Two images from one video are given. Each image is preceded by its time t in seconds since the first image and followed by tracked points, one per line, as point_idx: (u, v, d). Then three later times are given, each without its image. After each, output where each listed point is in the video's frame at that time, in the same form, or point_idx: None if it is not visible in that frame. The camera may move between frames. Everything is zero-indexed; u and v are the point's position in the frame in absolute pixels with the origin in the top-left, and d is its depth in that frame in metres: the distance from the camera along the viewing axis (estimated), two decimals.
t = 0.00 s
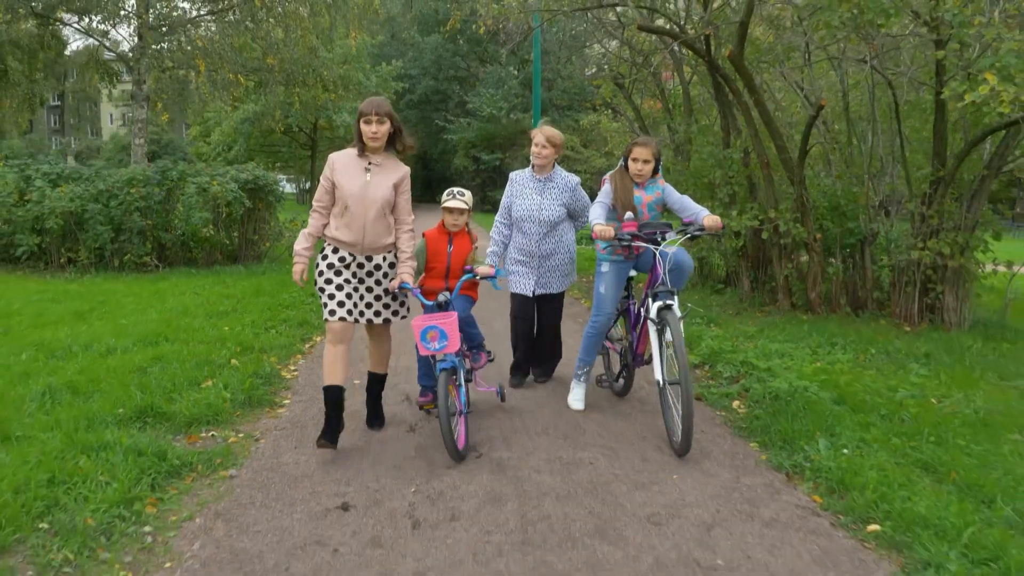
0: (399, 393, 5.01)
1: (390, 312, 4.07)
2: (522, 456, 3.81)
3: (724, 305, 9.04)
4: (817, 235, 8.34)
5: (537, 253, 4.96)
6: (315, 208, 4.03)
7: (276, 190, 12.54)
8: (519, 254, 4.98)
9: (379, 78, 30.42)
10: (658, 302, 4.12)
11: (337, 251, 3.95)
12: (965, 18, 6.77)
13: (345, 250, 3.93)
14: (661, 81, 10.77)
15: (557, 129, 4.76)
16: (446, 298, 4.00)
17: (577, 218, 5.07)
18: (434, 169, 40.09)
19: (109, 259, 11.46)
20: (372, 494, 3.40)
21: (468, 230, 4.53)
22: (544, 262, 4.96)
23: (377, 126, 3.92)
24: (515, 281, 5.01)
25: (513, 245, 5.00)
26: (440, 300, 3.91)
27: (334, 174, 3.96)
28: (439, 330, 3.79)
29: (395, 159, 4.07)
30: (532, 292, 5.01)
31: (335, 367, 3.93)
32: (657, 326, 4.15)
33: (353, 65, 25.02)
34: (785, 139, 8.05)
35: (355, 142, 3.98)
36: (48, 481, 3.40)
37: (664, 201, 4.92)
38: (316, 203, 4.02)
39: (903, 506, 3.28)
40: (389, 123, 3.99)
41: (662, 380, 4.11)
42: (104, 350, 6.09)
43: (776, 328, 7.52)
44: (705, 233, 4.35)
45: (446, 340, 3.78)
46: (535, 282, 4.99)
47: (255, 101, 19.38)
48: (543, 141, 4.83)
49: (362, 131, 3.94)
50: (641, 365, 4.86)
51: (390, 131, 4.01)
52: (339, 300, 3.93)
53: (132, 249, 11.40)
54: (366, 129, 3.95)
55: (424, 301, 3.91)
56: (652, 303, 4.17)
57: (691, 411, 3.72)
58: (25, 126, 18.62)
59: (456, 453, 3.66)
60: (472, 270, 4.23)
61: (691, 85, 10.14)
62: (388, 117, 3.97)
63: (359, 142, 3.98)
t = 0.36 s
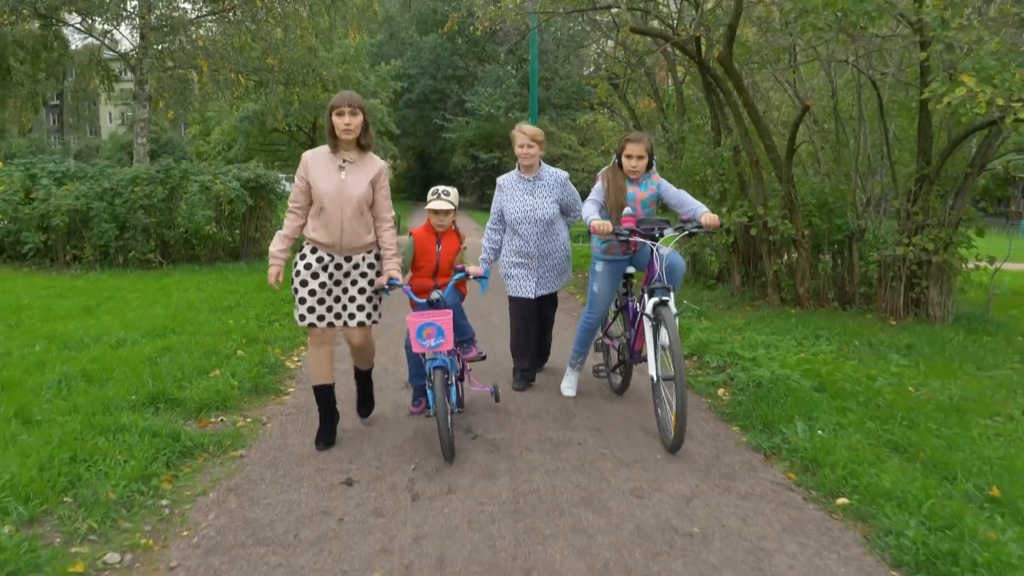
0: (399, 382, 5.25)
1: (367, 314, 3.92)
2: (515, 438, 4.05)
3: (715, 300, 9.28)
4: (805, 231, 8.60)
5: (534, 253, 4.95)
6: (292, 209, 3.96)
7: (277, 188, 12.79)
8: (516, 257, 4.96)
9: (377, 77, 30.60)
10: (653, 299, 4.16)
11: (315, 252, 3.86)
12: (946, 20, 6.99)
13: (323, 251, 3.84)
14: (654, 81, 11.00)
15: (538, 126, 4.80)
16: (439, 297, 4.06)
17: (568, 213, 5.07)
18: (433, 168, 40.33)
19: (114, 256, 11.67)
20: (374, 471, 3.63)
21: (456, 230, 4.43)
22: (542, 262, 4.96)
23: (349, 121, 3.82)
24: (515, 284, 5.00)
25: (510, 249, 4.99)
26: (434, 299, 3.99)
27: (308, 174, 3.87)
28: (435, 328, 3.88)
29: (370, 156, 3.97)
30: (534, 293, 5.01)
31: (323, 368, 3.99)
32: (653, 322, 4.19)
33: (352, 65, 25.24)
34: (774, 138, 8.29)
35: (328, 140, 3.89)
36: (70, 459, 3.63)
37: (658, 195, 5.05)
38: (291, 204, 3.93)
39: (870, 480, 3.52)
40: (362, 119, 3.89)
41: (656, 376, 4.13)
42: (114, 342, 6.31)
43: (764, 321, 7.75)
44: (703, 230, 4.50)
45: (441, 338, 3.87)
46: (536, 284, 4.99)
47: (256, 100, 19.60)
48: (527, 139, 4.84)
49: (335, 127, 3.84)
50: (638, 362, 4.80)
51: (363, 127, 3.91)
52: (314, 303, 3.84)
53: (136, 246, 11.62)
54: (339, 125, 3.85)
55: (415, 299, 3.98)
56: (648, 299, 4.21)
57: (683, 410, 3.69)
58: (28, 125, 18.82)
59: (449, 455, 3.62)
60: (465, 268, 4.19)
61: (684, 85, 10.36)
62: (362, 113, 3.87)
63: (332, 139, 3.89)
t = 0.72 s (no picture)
0: (399, 374, 5.49)
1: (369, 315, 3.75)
2: (509, 426, 4.29)
3: (707, 296, 9.53)
4: (794, 230, 8.86)
5: (541, 251, 4.97)
6: (287, 213, 3.84)
7: (280, 188, 13.05)
8: (522, 256, 4.96)
9: (376, 77, 30.82)
10: (644, 301, 4.08)
11: (312, 255, 3.75)
12: (929, 26, 7.21)
13: (319, 254, 3.73)
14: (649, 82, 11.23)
15: (533, 122, 4.75)
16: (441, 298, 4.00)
17: (566, 207, 5.10)
18: (432, 167, 40.56)
19: (120, 254, 11.88)
20: (376, 456, 3.86)
21: (454, 230, 4.43)
22: (549, 260, 4.98)
23: (340, 122, 3.69)
24: (524, 284, 5.03)
25: (514, 247, 4.96)
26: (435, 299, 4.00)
27: (300, 176, 3.74)
28: (438, 329, 3.93)
29: (363, 154, 3.83)
30: (543, 291, 5.03)
31: (331, 362, 4.04)
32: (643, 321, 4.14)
33: (353, 65, 25.45)
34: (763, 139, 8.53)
35: (319, 141, 3.76)
36: (91, 444, 3.86)
37: (658, 198, 4.96)
38: (287, 207, 3.83)
39: (841, 463, 3.75)
40: (353, 119, 3.76)
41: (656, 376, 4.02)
42: (125, 336, 6.55)
43: (753, 317, 7.99)
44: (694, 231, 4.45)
45: (443, 339, 3.93)
46: (543, 282, 5.00)
47: (257, 100, 19.83)
48: (523, 136, 4.80)
49: (326, 127, 3.72)
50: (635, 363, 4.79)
51: (354, 127, 3.78)
52: (315, 307, 3.76)
53: (142, 245, 11.84)
54: (330, 125, 3.72)
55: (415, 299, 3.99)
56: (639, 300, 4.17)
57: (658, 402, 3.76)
58: (32, 125, 19.04)
59: (450, 456, 3.64)
60: (466, 269, 4.16)
61: (678, 86, 10.58)
62: (351, 111, 3.74)
63: (324, 140, 3.76)
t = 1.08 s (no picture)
0: (404, 366, 5.74)
1: (384, 319, 3.91)
2: (509, 414, 4.54)
3: (701, 294, 9.79)
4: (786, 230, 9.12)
5: (551, 255, 4.98)
6: (298, 215, 3.89)
7: (283, 188, 13.30)
8: (532, 257, 4.97)
9: (377, 77, 31.04)
10: (632, 299, 4.21)
11: (326, 258, 3.83)
12: (914, 32, 7.46)
13: (334, 257, 3.81)
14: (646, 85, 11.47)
15: (562, 124, 4.78)
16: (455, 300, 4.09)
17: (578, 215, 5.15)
18: (432, 167, 40.81)
19: (126, 253, 12.12)
20: (384, 440, 4.11)
21: (456, 230, 4.39)
22: (558, 264, 5.00)
23: (354, 121, 3.76)
24: (530, 285, 5.01)
25: (525, 247, 4.97)
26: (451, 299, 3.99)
27: (313, 179, 3.80)
28: (457, 329, 3.86)
29: (374, 155, 3.92)
30: (548, 296, 5.02)
31: (338, 362, 4.09)
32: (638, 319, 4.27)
33: (353, 66, 25.68)
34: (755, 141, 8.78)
35: (332, 143, 3.83)
36: (114, 429, 4.10)
37: (653, 199, 4.89)
38: (298, 210, 3.87)
39: (820, 447, 4.00)
40: (365, 117, 3.82)
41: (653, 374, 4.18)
42: (138, 331, 6.79)
43: (745, 314, 8.24)
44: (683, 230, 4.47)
45: (461, 339, 3.87)
46: (550, 286, 5.00)
47: (259, 101, 20.06)
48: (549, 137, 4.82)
49: (338, 127, 3.78)
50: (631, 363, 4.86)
51: (366, 127, 3.86)
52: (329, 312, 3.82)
53: (148, 244, 12.07)
54: (342, 125, 3.79)
55: (431, 301, 4.01)
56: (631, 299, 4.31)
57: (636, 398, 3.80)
58: (37, 125, 19.28)
59: (461, 456, 3.64)
60: (477, 273, 4.19)
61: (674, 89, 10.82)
62: (365, 112, 3.82)
63: (336, 141, 3.83)
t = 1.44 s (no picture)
0: (407, 358, 5.99)
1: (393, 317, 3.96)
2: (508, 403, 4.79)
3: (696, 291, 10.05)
4: (777, 228, 9.39)
5: (548, 256, 4.95)
6: (301, 216, 3.79)
7: (288, 188, 13.56)
8: (528, 259, 4.94)
9: (378, 78, 31.26)
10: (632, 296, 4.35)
11: (333, 259, 3.77)
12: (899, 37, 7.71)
13: (342, 258, 3.76)
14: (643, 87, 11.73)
15: (561, 127, 4.77)
16: (455, 299, 4.10)
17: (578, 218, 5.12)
18: (432, 167, 41.08)
19: (134, 251, 12.36)
20: (390, 426, 4.36)
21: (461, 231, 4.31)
22: (555, 266, 4.97)
23: (362, 123, 3.73)
24: (524, 286, 4.95)
25: (521, 248, 4.94)
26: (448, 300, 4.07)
27: (321, 179, 3.72)
28: (453, 329, 3.95)
29: (380, 156, 3.89)
30: (537, 298, 4.97)
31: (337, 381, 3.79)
32: (631, 318, 4.43)
33: (354, 67, 25.92)
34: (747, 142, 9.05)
35: (338, 144, 3.78)
36: (136, 415, 4.35)
37: (651, 196, 4.97)
38: (302, 210, 3.78)
39: (800, 432, 4.26)
40: (373, 119, 3.79)
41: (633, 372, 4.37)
42: (151, 325, 7.04)
43: (737, 310, 8.49)
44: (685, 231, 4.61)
45: (459, 339, 3.96)
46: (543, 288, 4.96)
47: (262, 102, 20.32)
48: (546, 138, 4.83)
49: (345, 129, 3.74)
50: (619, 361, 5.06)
51: (372, 128, 3.83)
52: (335, 311, 3.75)
53: (155, 242, 12.31)
54: (350, 127, 3.75)
55: (430, 302, 4.04)
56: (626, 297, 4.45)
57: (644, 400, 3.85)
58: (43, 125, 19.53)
59: (467, 455, 3.67)
60: (478, 270, 4.18)
61: (670, 91, 11.09)
62: (372, 114, 3.79)
63: (343, 142, 3.78)
